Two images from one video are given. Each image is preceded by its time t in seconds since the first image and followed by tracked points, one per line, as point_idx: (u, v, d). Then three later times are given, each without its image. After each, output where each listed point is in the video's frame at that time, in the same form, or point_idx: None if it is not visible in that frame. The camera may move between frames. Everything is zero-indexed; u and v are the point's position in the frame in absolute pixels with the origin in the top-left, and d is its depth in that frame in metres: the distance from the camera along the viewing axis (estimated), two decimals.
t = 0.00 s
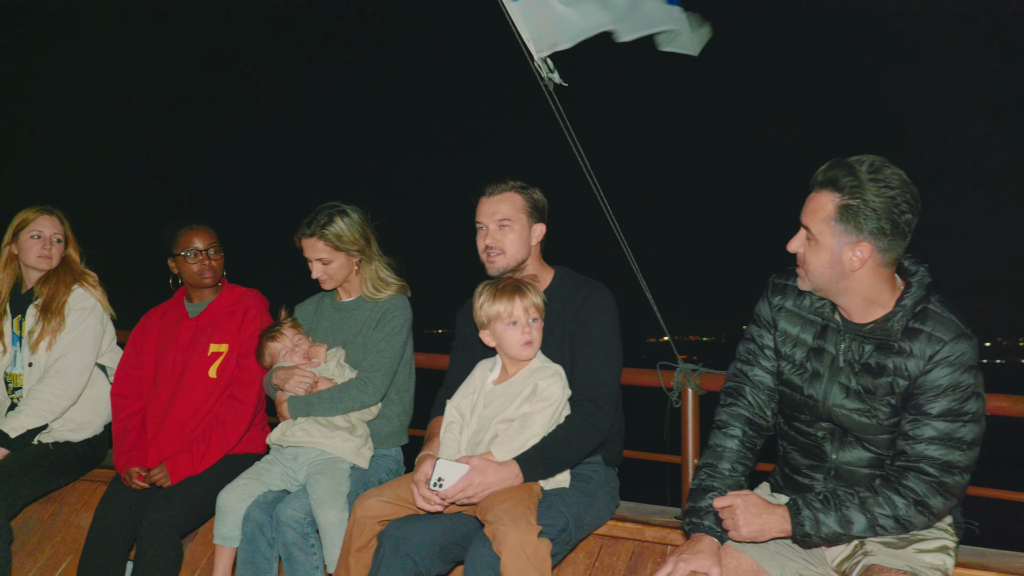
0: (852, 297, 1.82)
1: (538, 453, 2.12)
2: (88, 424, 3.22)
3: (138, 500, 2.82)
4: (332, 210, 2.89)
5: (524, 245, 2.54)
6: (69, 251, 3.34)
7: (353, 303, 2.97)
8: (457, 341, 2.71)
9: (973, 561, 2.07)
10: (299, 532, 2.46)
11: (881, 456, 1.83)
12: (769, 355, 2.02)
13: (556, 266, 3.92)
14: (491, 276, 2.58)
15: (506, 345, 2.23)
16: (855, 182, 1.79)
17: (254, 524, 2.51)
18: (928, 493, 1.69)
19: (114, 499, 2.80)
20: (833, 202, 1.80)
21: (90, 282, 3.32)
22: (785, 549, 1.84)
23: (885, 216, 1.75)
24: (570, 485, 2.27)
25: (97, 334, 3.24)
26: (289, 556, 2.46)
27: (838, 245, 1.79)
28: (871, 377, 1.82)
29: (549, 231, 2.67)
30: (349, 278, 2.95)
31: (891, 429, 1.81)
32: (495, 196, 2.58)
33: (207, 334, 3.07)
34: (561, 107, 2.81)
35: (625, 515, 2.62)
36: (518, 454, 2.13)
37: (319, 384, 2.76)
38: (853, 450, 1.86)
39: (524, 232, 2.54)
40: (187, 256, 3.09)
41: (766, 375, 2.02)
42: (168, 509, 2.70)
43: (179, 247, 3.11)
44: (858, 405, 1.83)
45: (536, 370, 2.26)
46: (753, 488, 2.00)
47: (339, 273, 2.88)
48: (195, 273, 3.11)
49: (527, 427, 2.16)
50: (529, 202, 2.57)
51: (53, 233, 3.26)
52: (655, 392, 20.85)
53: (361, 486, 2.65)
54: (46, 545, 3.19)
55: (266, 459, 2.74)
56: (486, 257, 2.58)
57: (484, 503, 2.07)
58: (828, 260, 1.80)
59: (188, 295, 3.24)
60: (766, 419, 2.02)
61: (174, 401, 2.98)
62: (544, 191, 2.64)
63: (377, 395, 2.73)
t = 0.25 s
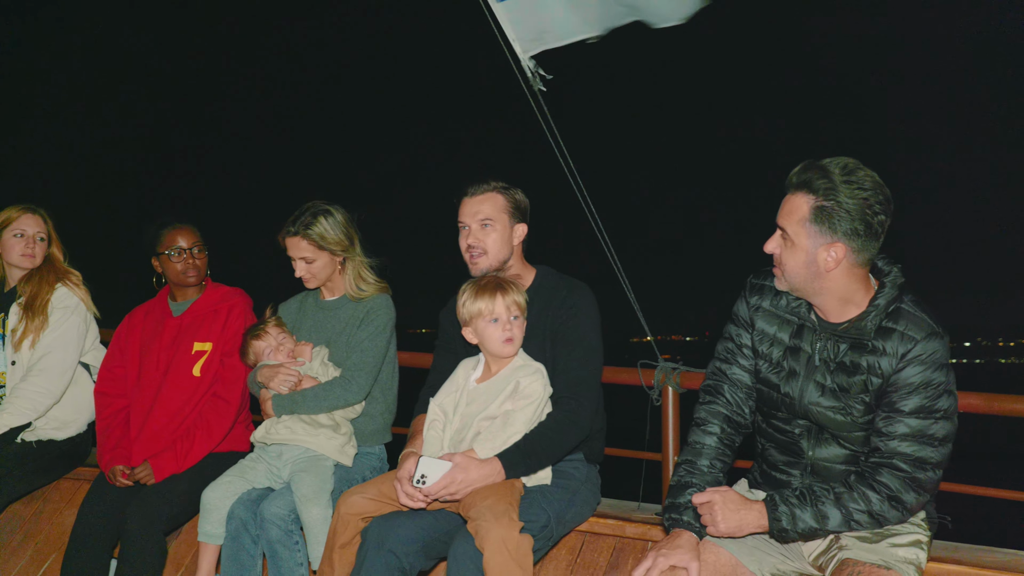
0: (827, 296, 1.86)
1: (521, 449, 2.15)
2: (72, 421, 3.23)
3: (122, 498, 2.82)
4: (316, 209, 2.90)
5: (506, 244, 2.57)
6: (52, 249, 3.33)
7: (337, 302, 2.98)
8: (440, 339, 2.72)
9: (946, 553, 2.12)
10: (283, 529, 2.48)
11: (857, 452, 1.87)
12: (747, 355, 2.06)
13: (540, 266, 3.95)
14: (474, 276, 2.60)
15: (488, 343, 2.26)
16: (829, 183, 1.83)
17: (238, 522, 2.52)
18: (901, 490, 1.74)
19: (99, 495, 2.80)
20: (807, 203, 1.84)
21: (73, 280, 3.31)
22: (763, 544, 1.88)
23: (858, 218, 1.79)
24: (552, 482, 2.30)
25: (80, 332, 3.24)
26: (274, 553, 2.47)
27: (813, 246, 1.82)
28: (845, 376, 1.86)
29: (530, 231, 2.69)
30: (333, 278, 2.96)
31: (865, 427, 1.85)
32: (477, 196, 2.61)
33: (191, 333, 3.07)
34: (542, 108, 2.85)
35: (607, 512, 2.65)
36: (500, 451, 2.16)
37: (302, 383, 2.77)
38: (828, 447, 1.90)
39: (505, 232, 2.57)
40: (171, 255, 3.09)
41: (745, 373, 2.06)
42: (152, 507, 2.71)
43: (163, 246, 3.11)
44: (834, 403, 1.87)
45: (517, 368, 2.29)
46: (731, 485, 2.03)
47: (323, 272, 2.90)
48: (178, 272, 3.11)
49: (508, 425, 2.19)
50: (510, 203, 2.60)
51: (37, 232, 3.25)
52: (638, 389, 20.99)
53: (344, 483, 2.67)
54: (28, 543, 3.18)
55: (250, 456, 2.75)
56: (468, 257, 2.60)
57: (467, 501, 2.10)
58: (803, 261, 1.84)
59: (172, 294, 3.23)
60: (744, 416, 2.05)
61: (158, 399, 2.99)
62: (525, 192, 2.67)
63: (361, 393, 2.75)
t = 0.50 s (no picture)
0: (822, 295, 1.88)
1: (518, 447, 2.16)
2: (70, 419, 3.23)
3: (121, 495, 2.84)
4: (314, 208, 2.91)
5: (502, 244, 2.59)
6: (50, 249, 3.33)
7: (335, 301, 3.00)
8: (437, 338, 2.74)
9: (940, 548, 2.14)
10: (282, 526, 2.48)
11: (852, 449, 1.89)
12: (743, 353, 2.07)
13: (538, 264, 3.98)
14: (470, 273, 2.61)
15: (487, 341, 2.27)
16: (823, 184, 1.84)
17: (238, 519, 2.53)
18: (896, 485, 1.76)
19: (98, 493, 2.81)
20: (802, 203, 1.86)
21: (71, 279, 3.32)
22: (759, 540, 1.90)
23: (852, 218, 1.81)
24: (549, 480, 2.31)
25: (79, 330, 3.24)
26: (273, 550, 2.49)
27: (808, 246, 1.84)
28: (840, 373, 1.88)
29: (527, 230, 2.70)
30: (331, 276, 2.97)
31: (860, 423, 1.87)
32: (474, 196, 2.62)
33: (189, 331, 3.08)
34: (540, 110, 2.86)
35: (604, 509, 2.67)
36: (497, 449, 2.18)
37: (301, 381, 2.79)
38: (823, 443, 1.92)
39: (501, 230, 2.59)
40: (169, 254, 3.09)
41: (741, 371, 2.08)
42: (151, 504, 2.72)
43: (161, 245, 3.11)
44: (829, 400, 1.89)
45: (514, 366, 2.31)
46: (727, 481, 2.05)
47: (321, 270, 2.91)
48: (177, 271, 3.12)
49: (506, 422, 2.21)
50: (507, 202, 2.61)
51: (34, 231, 3.26)
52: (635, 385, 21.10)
53: (343, 481, 2.68)
54: (28, 541, 3.19)
55: (249, 454, 2.76)
56: (465, 255, 2.61)
57: (466, 497, 2.11)
58: (798, 260, 1.86)
59: (169, 293, 3.24)
60: (740, 413, 2.07)
61: (156, 397, 3.00)
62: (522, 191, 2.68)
63: (359, 392, 2.76)
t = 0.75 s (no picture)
0: (829, 291, 1.90)
1: (526, 441, 2.18)
2: (77, 416, 3.25)
3: (129, 490, 2.85)
4: (321, 205, 2.93)
5: (507, 240, 2.60)
6: (58, 245, 3.35)
7: (342, 298, 3.02)
8: (445, 335, 2.75)
9: (945, 543, 2.16)
10: (291, 521, 2.50)
11: (858, 444, 1.91)
12: (751, 348, 2.09)
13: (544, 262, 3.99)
14: (476, 269, 2.63)
15: (493, 336, 2.29)
16: (831, 180, 1.86)
17: (247, 514, 2.55)
18: (903, 479, 1.77)
19: (107, 488, 2.83)
20: (810, 199, 1.87)
21: (79, 276, 3.34)
22: (767, 534, 1.92)
23: (860, 214, 1.83)
24: (558, 474, 2.33)
25: (86, 326, 3.26)
26: (282, 544, 2.50)
27: (817, 241, 1.85)
28: (848, 368, 1.89)
29: (533, 228, 2.72)
30: (339, 273, 3.00)
31: (867, 418, 1.89)
32: (481, 192, 2.64)
33: (196, 328, 3.10)
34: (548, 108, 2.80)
35: (611, 504, 2.69)
36: (506, 443, 2.19)
37: (309, 377, 2.81)
38: (831, 438, 1.94)
39: (507, 227, 2.60)
40: (177, 251, 3.11)
41: (748, 367, 2.09)
42: (159, 499, 2.74)
43: (168, 243, 3.13)
44: (837, 395, 1.90)
45: (522, 361, 2.33)
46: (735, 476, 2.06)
47: (330, 267, 2.92)
48: (185, 268, 3.13)
49: (514, 417, 2.23)
50: (513, 199, 2.63)
51: (43, 228, 3.28)
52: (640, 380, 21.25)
53: (351, 476, 2.70)
54: (36, 537, 3.21)
55: (257, 450, 2.77)
56: (470, 252, 2.64)
57: (475, 492, 2.13)
58: (806, 256, 1.87)
59: (177, 289, 3.25)
60: (747, 408, 2.09)
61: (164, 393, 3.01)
62: (528, 188, 2.70)
63: (367, 388, 2.78)
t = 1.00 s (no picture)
0: (837, 287, 1.91)
1: (535, 437, 2.19)
2: (83, 413, 3.25)
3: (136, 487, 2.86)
4: (331, 202, 2.95)
5: (516, 234, 2.62)
6: (64, 243, 3.36)
7: (351, 294, 3.03)
8: (453, 332, 2.77)
9: (950, 537, 2.18)
10: (300, 517, 2.52)
11: (866, 439, 1.92)
12: (758, 345, 2.10)
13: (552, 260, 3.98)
14: (482, 266, 2.65)
15: (503, 333, 2.31)
16: (839, 178, 1.88)
17: (255, 510, 2.56)
18: (911, 475, 1.79)
19: (114, 486, 2.84)
20: (818, 196, 1.89)
21: (85, 274, 3.34)
22: (775, 529, 1.93)
23: (868, 211, 1.84)
24: (566, 470, 2.35)
25: (93, 324, 3.27)
26: (290, 541, 2.51)
27: (825, 239, 1.87)
28: (856, 365, 1.91)
29: (542, 225, 2.73)
30: (348, 270, 3.01)
31: (875, 414, 1.90)
32: (490, 188, 2.65)
33: (203, 325, 3.10)
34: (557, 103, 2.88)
35: (618, 501, 2.70)
36: (515, 439, 2.21)
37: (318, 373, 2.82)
38: (839, 433, 1.95)
39: (515, 223, 2.61)
40: (184, 248, 3.12)
41: (756, 363, 2.10)
42: (167, 496, 2.74)
43: (176, 240, 3.14)
44: (845, 391, 1.92)
45: (532, 358, 2.34)
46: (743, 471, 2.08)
47: (340, 264, 2.94)
48: (191, 265, 3.14)
49: (524, 413, 2.24)
50: (521, 197, 2.64)
51: (49, 226, 3.29)
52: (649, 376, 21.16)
53: (358, 473, 2.71)
54: (42, 535, 3.21)
55: (265, 447, 2.78)
56: (477, 248, 2.66)
57: (484, 487, 2.14)
58: (814, 252, 1.88)
59: (184, 287, 3.26)
60: (755, 404, 2.10)
61: (172, 390, 3.02)
62: (537, 185, 2.72)
63: (375, 384, 2.79)
